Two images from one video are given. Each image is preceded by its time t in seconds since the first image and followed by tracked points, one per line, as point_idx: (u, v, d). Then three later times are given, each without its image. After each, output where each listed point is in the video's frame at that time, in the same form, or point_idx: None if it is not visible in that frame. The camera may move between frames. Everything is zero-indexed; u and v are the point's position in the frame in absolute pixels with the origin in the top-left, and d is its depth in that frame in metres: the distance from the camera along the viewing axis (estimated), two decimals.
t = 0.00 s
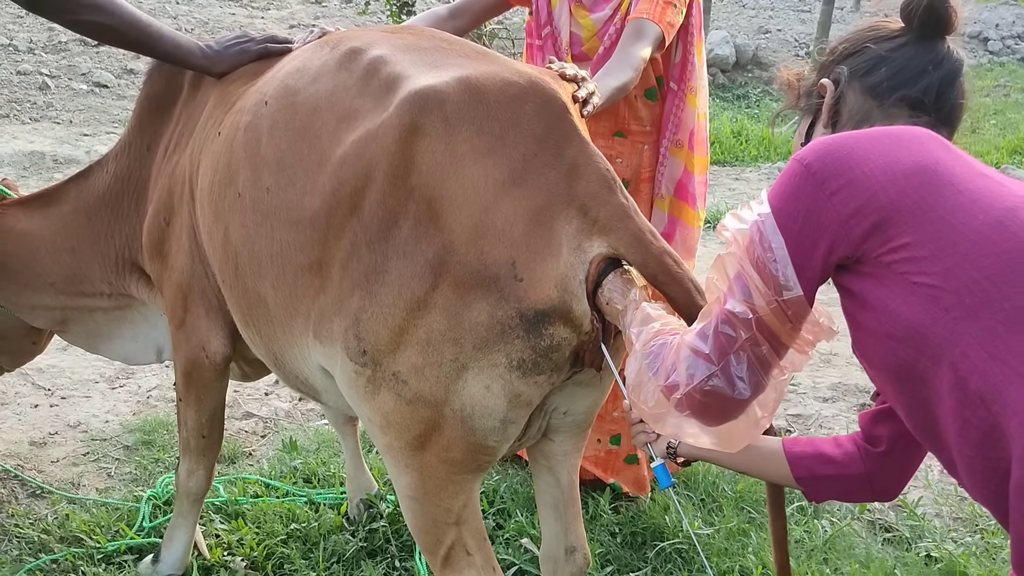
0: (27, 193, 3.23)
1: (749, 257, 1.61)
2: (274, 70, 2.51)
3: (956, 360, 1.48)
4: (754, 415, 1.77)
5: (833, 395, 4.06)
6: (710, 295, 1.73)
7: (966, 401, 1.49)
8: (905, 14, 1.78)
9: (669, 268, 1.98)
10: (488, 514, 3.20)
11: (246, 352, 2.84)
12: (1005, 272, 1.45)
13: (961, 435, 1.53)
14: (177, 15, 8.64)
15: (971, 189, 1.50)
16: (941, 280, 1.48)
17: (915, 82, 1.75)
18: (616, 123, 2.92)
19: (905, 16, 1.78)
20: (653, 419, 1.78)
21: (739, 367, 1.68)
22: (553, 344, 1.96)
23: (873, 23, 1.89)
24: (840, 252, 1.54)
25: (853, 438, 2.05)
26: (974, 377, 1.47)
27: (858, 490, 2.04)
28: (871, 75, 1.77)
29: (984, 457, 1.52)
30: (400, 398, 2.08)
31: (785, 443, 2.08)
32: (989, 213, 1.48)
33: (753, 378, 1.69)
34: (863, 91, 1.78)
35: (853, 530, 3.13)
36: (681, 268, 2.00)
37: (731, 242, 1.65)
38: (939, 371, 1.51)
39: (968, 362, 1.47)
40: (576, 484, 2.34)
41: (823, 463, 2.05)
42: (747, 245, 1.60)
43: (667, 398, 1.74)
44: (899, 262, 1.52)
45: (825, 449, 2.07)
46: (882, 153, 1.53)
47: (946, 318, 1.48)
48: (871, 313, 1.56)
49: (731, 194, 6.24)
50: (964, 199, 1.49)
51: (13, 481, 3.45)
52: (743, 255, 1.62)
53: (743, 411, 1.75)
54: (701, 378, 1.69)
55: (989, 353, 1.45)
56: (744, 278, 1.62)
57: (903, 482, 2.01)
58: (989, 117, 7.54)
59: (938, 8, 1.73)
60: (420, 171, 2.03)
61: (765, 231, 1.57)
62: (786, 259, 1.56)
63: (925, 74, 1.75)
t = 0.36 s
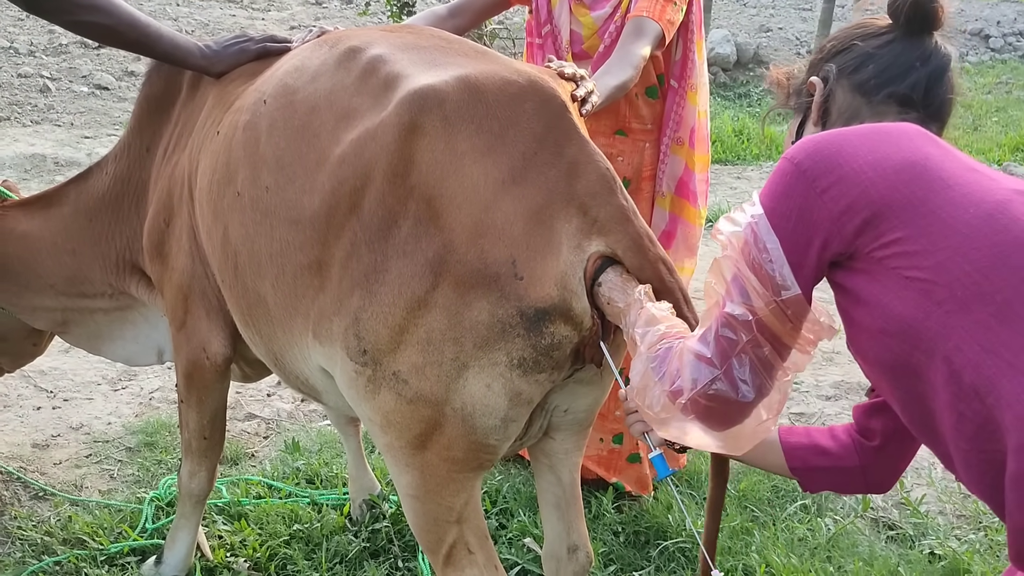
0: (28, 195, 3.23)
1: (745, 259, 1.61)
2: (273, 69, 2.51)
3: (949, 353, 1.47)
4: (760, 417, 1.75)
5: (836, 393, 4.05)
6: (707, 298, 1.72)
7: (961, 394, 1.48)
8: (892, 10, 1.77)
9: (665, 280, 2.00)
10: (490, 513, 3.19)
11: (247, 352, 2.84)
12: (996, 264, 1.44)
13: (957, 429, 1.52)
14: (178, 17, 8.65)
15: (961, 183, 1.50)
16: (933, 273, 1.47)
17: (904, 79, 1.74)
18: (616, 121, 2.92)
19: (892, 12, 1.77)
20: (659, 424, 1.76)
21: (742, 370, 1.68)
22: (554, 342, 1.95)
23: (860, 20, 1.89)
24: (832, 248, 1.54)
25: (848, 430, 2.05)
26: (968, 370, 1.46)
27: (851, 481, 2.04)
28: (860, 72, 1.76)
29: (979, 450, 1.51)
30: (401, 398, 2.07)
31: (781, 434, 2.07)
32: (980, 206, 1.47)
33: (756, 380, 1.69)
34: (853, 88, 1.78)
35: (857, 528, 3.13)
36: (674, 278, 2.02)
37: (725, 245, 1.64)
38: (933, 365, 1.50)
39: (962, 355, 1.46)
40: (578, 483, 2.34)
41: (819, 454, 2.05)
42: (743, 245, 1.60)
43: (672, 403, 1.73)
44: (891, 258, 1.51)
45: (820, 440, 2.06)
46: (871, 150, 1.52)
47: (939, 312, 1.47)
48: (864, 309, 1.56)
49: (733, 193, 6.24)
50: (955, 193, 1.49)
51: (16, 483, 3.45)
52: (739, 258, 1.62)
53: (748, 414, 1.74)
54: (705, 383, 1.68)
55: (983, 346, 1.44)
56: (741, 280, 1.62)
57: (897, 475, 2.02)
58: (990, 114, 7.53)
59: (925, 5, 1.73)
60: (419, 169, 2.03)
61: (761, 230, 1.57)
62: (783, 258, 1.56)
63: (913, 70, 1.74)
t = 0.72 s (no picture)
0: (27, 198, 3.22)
1: (758, 266, 1.61)
2: (270, 69, 2.50)
3: (965, 353, 1.49)
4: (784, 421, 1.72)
5: (837, 389, 4.05)
6: (717, 307, 1.71)
7: (979, 393, 1.50)
8: None
9: (665, 271, 1.98)
10: (492, 513, 3.19)
11: (248, 353, 2.83)
12: (1010, 264, 1.46)
13: (975, 427, 1.54)
14: (175, 19, 8.65)
15: (972, 180, 1.51)
16: (946, 273, 1.50)
17: (902, 58, 1.73)
18: (615, 119, 2.91)
19: None
20: (685, 438, 1.74)
21: (765, 377, 1.67)
22: (551, 341, 1.95)
23: None
24: (844, 246, 1.57)
25: (863, 416, 2.10)
26: (985, 369, 1.48)
27: (871, 466, 2.10)
28: (857, 51, 1.75)
29: (996, 450, 1.53)
30: (398, 398, 2.07)
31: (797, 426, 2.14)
32: (992, 203, 1.49)
33: (780, 385, 1.68)
34: (851, 69, 1.77)
35: (859, 525, 3.13)
36: (676, 271, 2.01)
37: (733, 254, 1.63)
38: (948, 364, 1.53)
39: (978, 355, 1.48)
40: (579, 481, 2.33)
41: (836, 443, 2.11)
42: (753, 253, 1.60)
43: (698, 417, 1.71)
44: (903, 256, 1.54)
45: (837, 429, 2.12)
46: (878, 147, 1.54)
47: (953, 312, 1.50)
48: (878, 309, 1.59)
49: (732, 190, 6.24)
50: (965, 190, 1.51)
51: (17, 487, 3.44)
52: (752, 266, 1.61)
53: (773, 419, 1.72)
54: (729, 394, 1.67)
55: (998, 345, 1.46)
56: (756, 287, 1.62)
57: (915, 456, 2.07)
58: (989, 109, 7.52)
59: None
60: (417, 169, 2.03)
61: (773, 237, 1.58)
62: (799, 265, 1.58)
63: (914, 47, 1.72)
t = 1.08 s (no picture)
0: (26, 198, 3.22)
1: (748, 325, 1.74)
2: (270, 69, 2.50)
3: (976, 362, 1.52)
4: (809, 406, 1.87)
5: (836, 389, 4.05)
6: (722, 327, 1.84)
7: (990, 401, 1.53)
8: None
9: (666, 269, 1.98)
10: (491, 513, 3.19)
11: (247, 353, 2.83)
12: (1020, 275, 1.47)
13: (986, 431, 1.58)
14: (174, 18, 8.64)
15: (979, 188, 1.51)
16: (955, 285, 1.51)
17: (911, 49, 1.66)
18: (614, 119, 2.91)
19: None
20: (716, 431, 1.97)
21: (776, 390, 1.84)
22: (550, 343, 1.95)
23: None
24: (851, 257, 1.60)
25: (868, 400, 2.11)
26: (997, 379, 1.51)
27: (880, 449, 2.11)
28: (866, 38, 1.67)
29: (1007, 455, 1.58)
30: (396, 399, 2.06)
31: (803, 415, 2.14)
32: (1000, 214, 1.49)
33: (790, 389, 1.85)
34: (859, 56, 1.69)
35: (858, 525, 3.13)
36: (678, 267, 2.00)
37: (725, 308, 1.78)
38: (959, 372, 1.56)
39: (989, 364, 1.51)
40: (578, 481, 2.33)
41: (844, 429, 2.11)
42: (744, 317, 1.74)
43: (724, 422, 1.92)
44: (911, 266, 1.56)
45: (844, 415, 2.12)
46: (879, 159, 1.55)
47: (963, 322, 1.52)
48: (890, 314, 1.62)
49: (731, 190, 6.24)
50: (971, 201, 1.51)
51: (15, 487, 3.44)
52: (748, 324, 1.74)
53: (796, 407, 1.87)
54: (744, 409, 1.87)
55: (1008, 356, 1.49)
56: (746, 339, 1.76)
57: (923, 436, 2.08)
58: (989, 109, 7.51)
59: None
60: (416, 170, 2.02)
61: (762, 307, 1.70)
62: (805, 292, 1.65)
63: (926, 38, 1.66)
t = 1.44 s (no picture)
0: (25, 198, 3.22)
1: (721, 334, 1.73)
2: (268, 69, 2.49)
3: (989, 371, 1.55)
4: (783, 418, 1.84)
5: (836, 390, 4.04)
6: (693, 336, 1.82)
7: (1003, 409, 1.56)
8: None
9: (665, 267, 1.96)
10: (490, 514, 3.18)
11: (245, 353, 2.83)
12: None
13: (999, 439, 1.60)
14: (173, 18, 8.64)
15: (989, 196, 1.53)
16: (967, 293, 1.53)
17: (913, 54, 1.65)
18: (613, 120, 2.91)
19: None
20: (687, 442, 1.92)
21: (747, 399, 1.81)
22: (547, 344, 1.94)
23: None
24: (855, 265, 1.61)
25: (866, 402, 2.11)
26: (1010, 387, 1.53)
27: (880, 451, 2.11)
28: (869, 42, 1.66)
29: (1020, 461, 1.61)
30: (393, 399, 2.05)
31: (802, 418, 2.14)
32: (1011, 222, 1.51)
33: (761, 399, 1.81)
34: (861, 61, 1.68)
35: (858, 526, 3.12)
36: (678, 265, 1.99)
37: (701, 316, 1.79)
38: (972, 381, 1.58)
39: (1003, 373, 1.53)
40: (577, 482, 2.33)
41: (843, 432, 2.11)
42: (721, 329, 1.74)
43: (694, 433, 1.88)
44: (919, 275, 1.57)
45: (842, 418, 2.12)
46: (886, 167, 1.56)
47: (975, 331, 1.54)
48: (896, 322, 1.63)
49: (731, 190, 6.24)
50: (981, 209, 1.53)
51: (14, 487, 3.43)
52: (720, 333, 1.74)
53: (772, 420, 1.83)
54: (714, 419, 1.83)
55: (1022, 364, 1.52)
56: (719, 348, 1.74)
57: (922, 438, 2.08)
58: (989, 109, 7.51)
59: None
60: (414, 170, 2.02)
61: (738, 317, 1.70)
62: (802, 293, 1.63)
63: (930, 42, 1.65)
